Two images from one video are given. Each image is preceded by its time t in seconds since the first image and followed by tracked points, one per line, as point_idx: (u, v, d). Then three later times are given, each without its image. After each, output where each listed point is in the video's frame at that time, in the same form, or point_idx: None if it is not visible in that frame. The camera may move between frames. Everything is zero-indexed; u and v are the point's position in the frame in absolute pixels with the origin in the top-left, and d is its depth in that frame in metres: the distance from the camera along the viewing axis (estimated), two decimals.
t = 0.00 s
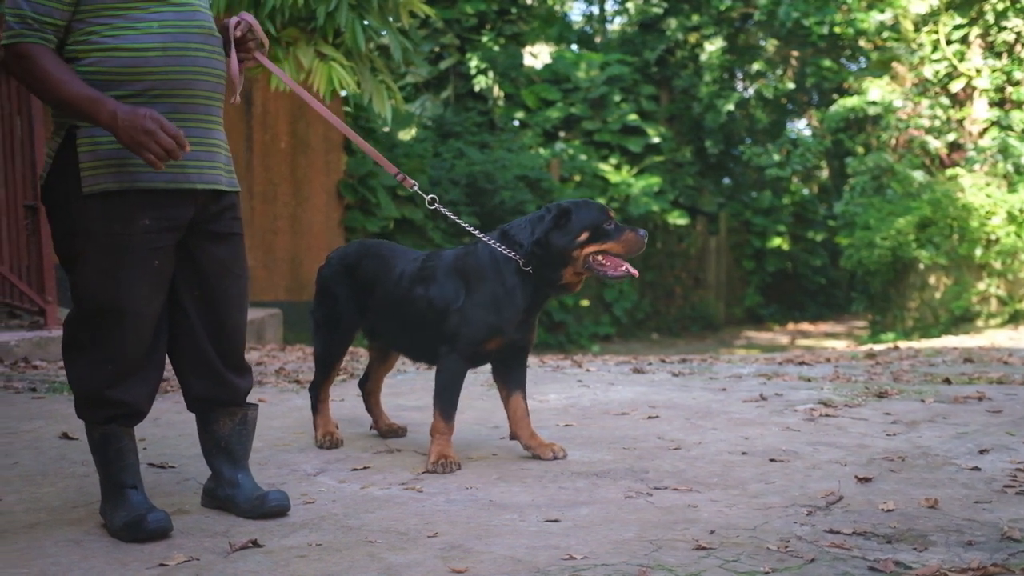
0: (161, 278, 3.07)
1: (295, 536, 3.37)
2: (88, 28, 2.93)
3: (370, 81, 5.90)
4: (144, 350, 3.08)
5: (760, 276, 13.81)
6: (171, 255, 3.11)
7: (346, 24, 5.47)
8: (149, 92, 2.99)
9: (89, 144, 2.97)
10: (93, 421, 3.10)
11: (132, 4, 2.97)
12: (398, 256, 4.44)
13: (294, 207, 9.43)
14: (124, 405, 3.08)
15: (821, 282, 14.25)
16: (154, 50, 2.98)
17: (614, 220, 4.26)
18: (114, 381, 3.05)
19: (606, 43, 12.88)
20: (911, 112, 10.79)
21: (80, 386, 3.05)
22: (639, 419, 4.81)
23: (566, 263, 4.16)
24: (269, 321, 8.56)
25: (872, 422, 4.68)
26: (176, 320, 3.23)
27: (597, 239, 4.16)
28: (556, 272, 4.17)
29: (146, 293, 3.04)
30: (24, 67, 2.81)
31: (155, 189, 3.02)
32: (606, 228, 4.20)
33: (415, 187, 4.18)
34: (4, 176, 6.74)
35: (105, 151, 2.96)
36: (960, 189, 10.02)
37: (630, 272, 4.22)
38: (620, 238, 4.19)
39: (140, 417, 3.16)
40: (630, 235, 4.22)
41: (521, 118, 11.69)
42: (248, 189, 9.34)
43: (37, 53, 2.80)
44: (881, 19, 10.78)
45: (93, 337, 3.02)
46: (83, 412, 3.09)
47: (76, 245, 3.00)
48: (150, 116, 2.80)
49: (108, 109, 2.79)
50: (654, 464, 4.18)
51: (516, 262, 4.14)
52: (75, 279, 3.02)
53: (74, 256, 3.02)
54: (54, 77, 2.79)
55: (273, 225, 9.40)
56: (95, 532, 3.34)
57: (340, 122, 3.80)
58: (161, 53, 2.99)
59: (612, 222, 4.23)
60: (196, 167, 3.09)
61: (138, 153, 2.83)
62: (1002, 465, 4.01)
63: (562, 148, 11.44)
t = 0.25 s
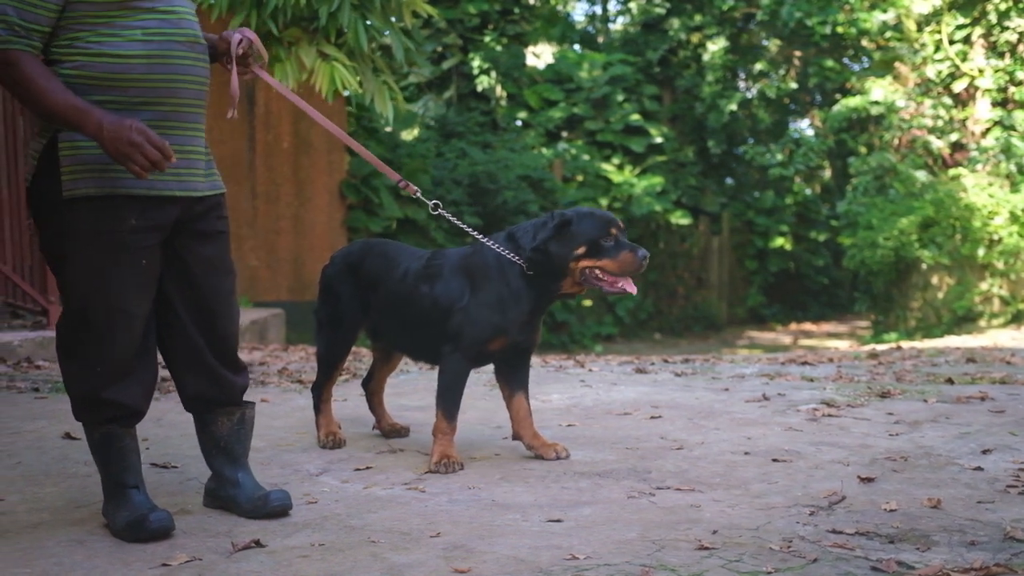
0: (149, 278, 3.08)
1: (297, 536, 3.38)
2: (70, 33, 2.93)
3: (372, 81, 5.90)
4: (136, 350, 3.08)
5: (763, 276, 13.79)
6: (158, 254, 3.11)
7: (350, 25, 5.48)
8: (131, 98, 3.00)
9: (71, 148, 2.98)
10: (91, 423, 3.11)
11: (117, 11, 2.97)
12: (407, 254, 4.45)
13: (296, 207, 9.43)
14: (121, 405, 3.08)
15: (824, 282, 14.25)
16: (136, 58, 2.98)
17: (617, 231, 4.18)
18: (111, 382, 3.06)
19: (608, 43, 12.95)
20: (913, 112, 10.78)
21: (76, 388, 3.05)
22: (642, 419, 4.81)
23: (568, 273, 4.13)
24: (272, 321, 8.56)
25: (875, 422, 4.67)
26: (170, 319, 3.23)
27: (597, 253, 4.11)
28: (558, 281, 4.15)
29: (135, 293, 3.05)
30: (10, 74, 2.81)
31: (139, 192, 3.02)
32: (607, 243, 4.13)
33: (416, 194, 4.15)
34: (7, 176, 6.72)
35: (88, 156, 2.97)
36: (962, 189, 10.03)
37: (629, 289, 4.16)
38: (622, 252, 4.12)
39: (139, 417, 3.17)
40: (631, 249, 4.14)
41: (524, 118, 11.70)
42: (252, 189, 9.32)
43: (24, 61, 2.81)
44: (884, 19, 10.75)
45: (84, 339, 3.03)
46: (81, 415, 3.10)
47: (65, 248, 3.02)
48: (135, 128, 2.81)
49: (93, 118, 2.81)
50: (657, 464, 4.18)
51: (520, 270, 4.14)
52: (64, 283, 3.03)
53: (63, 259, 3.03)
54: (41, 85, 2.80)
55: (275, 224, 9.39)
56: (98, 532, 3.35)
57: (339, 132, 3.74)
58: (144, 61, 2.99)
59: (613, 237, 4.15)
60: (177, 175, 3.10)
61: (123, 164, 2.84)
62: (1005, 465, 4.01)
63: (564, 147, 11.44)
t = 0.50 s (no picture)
0: (145, 274, 3.07)
1: (299, 537, 3.38)
2: (55, 34, 2.93)
3: (374, 81, 5.89)
4: (133, 349, 3.07)
5: (764, 276, 13.78)
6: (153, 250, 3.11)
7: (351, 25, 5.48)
8: (118, 98, 3.00)
9: (61, 151, 2.98)
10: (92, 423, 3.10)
11: (102, 11, 2.98)
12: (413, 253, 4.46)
13: (297, 208, 9.44)
14: (123, 404, 3.07)
15: (826, 282, 14.26)
16: (123, 58, 2.98)
17: (596, 239, 4.10)
18: (110, 382, 3.05)
19: (610, 43, 13.01)
20: (916, 112, 10.75)
21: (76, 390, 3.04)
22: (644, 419, 4.81)
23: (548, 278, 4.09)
24: (274, 321, 8.57)
25: (877, 422, 4.67)
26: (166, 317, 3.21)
27: (569, 259, 4.04)
28: (543, 286, 4.12)
29: (132, 290, 3.04)
30: None
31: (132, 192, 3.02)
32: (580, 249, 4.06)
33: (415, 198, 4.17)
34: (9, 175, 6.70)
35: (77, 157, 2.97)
36: (965, 189, 10.04)
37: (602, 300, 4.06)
38: (595, 259, 4.03)
39: (139, 416, 3.15)
40: (605, 258, 4.04)
41: (526, 118, 11.71)
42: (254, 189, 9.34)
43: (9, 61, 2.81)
44: (886, 19, 10.68)
45: (81, 340, 3.02)
46: (81, 414, 3.09)
47: (59, 249, 3.02)
48: (116, 132, 2.83)
49: (74, 122, 2.82)
50: (659, 464, 4.18)
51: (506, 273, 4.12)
52: (60, 285, 3.03)
53: (57, 260, 3.04)
54: (22, 86, 2.81)
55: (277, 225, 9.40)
56: (100, 532, 3.35)
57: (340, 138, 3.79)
58: (130, 61, 3.00)
59: (584, 243, 4.07)
60: (167, 173, 3.09)
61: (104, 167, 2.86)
62: (1007, 465, 4.01)
63: (566, 147, 11.44)
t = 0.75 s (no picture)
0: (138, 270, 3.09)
1: (301, 537, 3.39)
2: (51, 31, 2.96)
3: (376, 81, 5.89)
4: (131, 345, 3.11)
5: (766, 276, 13.76)
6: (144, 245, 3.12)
7: (352, 24, 5.47)
8: (113, 94, 3.01)
9: (54, 147, 2.99)
10: (92, 421, 3.14)
11: (96, 7, 2.99)
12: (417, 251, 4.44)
13: (298, 207, 9.44)
14: (122, 401, 3.11)
15: (829, 282, 14.25)
16: (118, 54, 2.99)
17: (538, 271, 3.99)
18: (110, 379, 3.08)
19: (612, 43, 13.09)
20: (918, 112, 10.72)
21: (75, 389, 3.08)
22: (647, 419, 4.81)
23: (505, 302, 4.07)
24: (276, 321, 8.57)
25: (879, 422, 4.67)
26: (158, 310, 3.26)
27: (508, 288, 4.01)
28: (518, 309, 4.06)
29: (127, 288, 3.06)
30: None
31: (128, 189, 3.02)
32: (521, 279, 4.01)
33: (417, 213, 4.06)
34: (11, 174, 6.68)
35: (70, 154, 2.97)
36: (966, 189, 10.02)
37: (529, 334, 3.99)
38: (523, 292, 3.95)
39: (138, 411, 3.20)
40: (531, 293, 3.93)
41: (528, 118, 11.72)
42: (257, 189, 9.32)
43: None
44: (888, 19, 10.70)
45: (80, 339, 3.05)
46: (81, 413, 3.14)
47: (56, 249, 3.03)
48: (88, 121, 2.80)
49: (52, 112, 2.82)
50: (661, 464, 4.18)
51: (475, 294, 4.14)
52: (58, 282, 3.04)
53: (54, 259, 3.05)
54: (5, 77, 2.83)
55: (279, 225, 9.39)
56: (102, 532, 3.35)
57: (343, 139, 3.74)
58: (125, 57, 3.00)
59: (523, 273, 4.00)
60: (163, 169, 3.09)
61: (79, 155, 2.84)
62: (1009, 465, 4.01)
63: (568, 148, 11.48)
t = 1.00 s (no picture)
0: (124, 262, 3.10)
1: (302, 537, 3.40)
2: (45, 24, 2.93)
3: (377, 81, 5.87)
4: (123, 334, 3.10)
5: (768, 276, 13.71)
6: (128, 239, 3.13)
7: (353, 24, 5.45)
8: (100, 92, 2.99)
9: (42, 142, 2.98)
10: (89, 415, 3.07)
11: (90, 4, 2.97)
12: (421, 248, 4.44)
13: (297, 207, 9.49)
14: (120, 386, 3.09)
15: (830, 281, 14.16)
16: (109, 54, 2.98)
17: (467, 313, 3.85)
18: (106, 365, 3.06)
19: (614, 43, 13.24)
20: (919, 112, 10.71)
21: (67, 379, 3.03)
22: (647, 419, 4.81)
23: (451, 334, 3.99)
24: (277, 321, 8.58)
25: (880, 422, 4.67)
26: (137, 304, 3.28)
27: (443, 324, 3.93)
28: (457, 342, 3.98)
29: (116, 278, 3.06)
30: None
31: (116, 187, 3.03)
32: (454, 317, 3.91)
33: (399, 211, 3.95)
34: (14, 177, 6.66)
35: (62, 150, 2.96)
36: (969, 189, 9.96)
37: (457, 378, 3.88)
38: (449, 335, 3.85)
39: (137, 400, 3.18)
40: (456, 338, 3.81)
41: (529, 118, 11.75)
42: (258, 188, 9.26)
43: None
44: (889, 19, 10.69)
45: (72, 330, 3.03)
46: (74, 408, 3.06)
47: (40, 244, 3.00)
48: (79, 114, 2.81)
49: (41, 102, 2.82)
50: (662, 464, 4.18)
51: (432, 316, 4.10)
52: (44, 277, 3.01)
53: (38, 256, 3.02)
54: None
55: (279, 223, 9.38)
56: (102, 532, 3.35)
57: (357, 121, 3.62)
58: (116, 57, 2.99)
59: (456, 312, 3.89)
60: (143, 170, 3.09)
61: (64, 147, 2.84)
62: (1011, 465, 4.01)
63: (570, 148, 11.52)
